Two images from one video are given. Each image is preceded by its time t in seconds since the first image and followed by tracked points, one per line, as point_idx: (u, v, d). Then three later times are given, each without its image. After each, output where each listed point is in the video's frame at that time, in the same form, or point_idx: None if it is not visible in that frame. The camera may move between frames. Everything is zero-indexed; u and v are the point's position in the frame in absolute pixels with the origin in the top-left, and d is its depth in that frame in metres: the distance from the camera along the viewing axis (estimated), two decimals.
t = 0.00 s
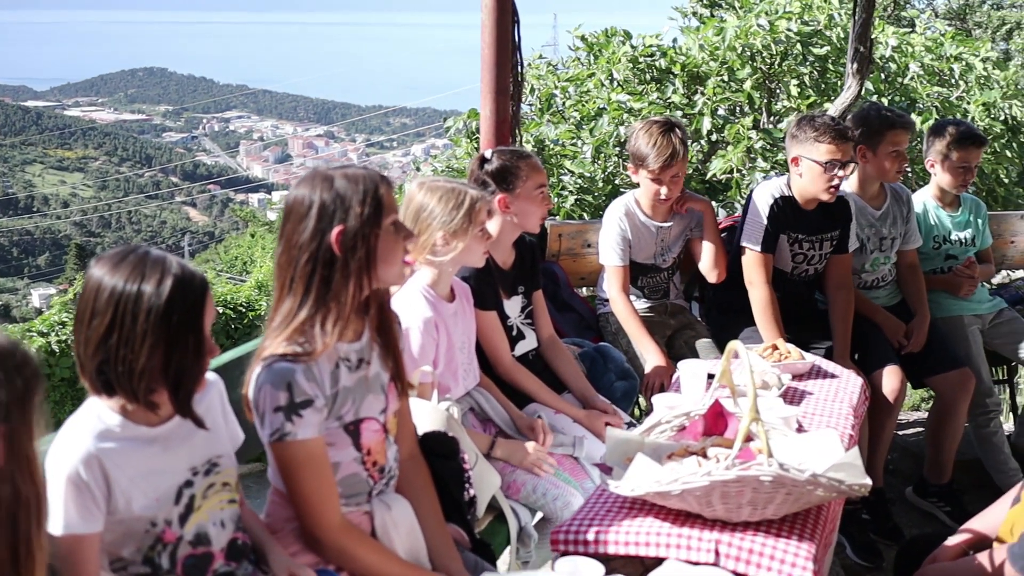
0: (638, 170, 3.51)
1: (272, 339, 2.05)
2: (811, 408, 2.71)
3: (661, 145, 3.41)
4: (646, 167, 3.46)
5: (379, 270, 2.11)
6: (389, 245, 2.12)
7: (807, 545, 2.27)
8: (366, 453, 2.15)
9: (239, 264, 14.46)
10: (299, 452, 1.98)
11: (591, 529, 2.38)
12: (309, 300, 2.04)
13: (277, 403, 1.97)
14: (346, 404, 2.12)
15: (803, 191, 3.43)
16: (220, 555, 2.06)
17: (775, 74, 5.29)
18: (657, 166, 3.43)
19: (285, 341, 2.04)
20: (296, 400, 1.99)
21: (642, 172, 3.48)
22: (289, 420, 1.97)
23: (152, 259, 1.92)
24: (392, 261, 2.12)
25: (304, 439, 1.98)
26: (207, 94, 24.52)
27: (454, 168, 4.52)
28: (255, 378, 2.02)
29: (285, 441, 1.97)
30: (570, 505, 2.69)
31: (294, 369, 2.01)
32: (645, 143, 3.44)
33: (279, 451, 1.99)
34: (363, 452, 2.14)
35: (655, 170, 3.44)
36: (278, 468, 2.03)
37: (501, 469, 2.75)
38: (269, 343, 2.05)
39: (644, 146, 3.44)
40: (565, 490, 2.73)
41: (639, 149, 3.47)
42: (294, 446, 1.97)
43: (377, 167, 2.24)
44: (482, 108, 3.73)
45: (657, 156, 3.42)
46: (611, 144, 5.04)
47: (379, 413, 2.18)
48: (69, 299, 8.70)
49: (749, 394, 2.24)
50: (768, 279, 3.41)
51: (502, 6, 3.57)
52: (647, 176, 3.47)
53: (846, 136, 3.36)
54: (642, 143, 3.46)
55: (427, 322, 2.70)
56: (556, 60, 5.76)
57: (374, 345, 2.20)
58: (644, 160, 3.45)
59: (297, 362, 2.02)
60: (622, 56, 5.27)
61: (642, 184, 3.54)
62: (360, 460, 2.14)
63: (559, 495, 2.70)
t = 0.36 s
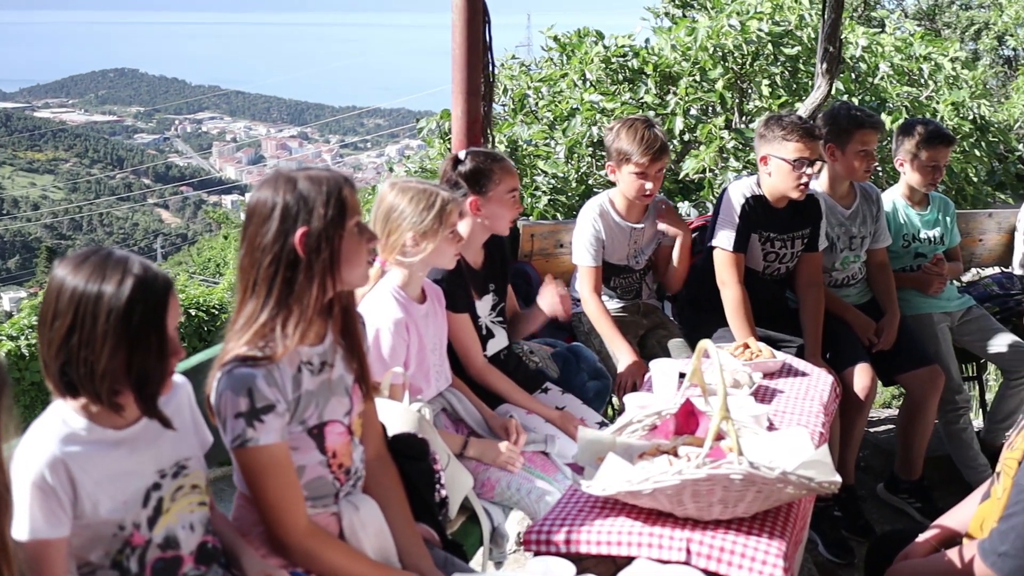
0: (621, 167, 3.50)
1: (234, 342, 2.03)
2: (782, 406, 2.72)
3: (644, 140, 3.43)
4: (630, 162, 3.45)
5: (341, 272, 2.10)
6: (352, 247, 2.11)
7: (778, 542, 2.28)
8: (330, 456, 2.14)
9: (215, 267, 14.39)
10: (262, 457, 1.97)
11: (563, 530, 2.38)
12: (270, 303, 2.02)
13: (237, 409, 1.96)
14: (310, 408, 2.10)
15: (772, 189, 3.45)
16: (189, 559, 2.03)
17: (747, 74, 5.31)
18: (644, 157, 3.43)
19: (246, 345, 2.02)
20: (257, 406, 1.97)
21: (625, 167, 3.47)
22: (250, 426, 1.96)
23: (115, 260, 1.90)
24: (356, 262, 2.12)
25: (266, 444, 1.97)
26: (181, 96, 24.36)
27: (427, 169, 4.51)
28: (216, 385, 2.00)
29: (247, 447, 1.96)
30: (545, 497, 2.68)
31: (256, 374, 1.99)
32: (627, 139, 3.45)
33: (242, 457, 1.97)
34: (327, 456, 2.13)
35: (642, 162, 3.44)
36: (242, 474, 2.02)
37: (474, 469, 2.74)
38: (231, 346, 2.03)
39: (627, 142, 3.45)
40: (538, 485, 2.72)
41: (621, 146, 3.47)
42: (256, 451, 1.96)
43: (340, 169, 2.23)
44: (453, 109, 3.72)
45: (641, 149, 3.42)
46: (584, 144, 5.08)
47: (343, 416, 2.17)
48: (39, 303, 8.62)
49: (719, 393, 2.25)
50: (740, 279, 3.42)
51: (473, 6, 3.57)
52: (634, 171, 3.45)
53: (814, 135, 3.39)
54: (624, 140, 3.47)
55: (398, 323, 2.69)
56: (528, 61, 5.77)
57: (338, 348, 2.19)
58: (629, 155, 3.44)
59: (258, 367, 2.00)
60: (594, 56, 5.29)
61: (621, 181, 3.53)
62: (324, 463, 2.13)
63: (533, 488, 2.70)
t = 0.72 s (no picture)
0: (605, 162, 3.45)
1: (201, 346, 2.01)
2: (755, 404, 2.72)
3: (630, 136, 3.43)
4: (616, 158, 3.42)
5: (309, 273, 2.09)
6: (320, 247, 2.10)
7: (750, 540, 2.28)
8: (300, 459, 2.12)
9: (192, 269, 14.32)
10: (231, 462, 1.95)
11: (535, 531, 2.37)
12: (238, 307, 2.01)
13: (205, 414, 1.95)
14: (278, 412, 2.09)
15: (741, 190, 3.46)
16: (158, 563, 2.01)
17: (720, 74, 5.34)
18: (632, 152, 3.41)
19: (213, 349, 2.01)
20: (226, 410, 1.96)
21: (610, 162, 3.43)
22: (218, 430, 1.94)
23: (58, 258, 1.85)
24: (324, 262, 2.11)
25: (235, 449, 1.95)
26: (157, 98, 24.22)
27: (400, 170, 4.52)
28: (183, 390, 1.99)
29: (215, 452, 1.94)
30: (516, 505, 2.71)
31: (224, 379, 1.97)
32: (613, 138, 3.44)
33: (211, 462, 1.96)
34: (297, 459, 2.12)
35: (629, 157, 3.41)
36: (210, 479, 2.00)
37: (448, 470, 2.74)
38: (198, 350, 2.02)
39: (613, 140, 3.43)
40: (512, 491, 2.74)
41: (606, 143, 3.45)
42: (225, 456, 1.95)
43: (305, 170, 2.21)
44: (425, 110, 3.72)
45: (627, 147, 3.41)
46: (558, 145, 5.10)
47: (312, 418, 2.16)
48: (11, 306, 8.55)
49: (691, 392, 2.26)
50: (707, 279, 3.43)
51: (444, 5, 3.56)
52: (621, 165, 3.41)
53: (781, 136, 3.41)
54: (608, 139, 3.45)
55: (370, 323, 2.68)
56: (502, 62, 5.78)
57: (306, 350, 2.18)
58: (615, 151, 3.41)
59: (225, 371, 1.99)
60: (568, 57, 5.30)
61: (603, 177, 3.48)
62: (294, 467, 2.12)
63: (506, 495, 2.72)
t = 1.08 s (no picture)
0: (576, 161, 3.46)
1: (167, 350, 1.99)
2: (722, 403, 2.74)
3: (603, 135, 3.43)
4: (586, 157, 3.42)
5: (279, 275, 2.08)
6: (288, 250, 2.09)
7: (717, 538, 2.29)
8: (264, 463, 2.11)
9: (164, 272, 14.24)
10: (197, 464, 1.93)
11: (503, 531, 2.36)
12: (207, 312, 1.99)
13: (171, 417, 1.91)
14: (243, 415, 2.08)
15: (705, 189, 3.47)
16: (122, 569, 1.97)
17: (688, 75, 5.37)
18: (603, 151, 3.41)
19: (180, 354, 1.98)
20: (192, 413, 1.93)
21: (581, 161, 3.43)
22: (185, 433, 1.92)
23: None
24: (293, 265, 2.10)
25: (201, 451, 1.93)
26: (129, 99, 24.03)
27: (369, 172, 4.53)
28: (148, 393, 1.95)
29: (181, 455, 1.92)
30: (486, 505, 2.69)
31: (190, 382, 1.94)
32: (584, 136, 3.44)
33: (176, 465, 1.93)
34: (261, 463, 2.11)
35: (601, 156, 3.41)
36: (175, 482, 1.98)
37: (417, 471, 2.73)
38: (164, 353, 1.99)
39: (584, 139, 3.43)
40: (481, 491, 2.73)
41: (577, 142, 3.45)
42: (191, 459, 1.92)
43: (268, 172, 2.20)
44: (393, 111, 3.71)
45: (597, 146, 3.41)
46: (529, 146, 5.11)
47: (277, 422, 2.14)
48: None
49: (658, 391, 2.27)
50: (674, 280, 3.45)
51: (412, 6, 3.55)
52: (592, 164, 3.41)
53: (744, 136, 3.42)
54: (580, 138, 3.45)
55: (338, 324, 2.67)
56: (472, 62, 5.78)
57: (273, 354, 2.16)
58: (585, 150, 3.42)
59: (191, 374, 1.96)
60: (538, 57, 5.33)
61: (574, 177, 3.49)
62: (257, 471, 2.11)
63: (475, 494, 2.70)
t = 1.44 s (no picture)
0: (535, 161, 3.46)
1: (120, 352, 1.97)
2: (685, 401, 2.75)
3: (560, 134, 3.43)
4: (544, 156, 3.43)
5: (237, 278, 2.07)
6: (246, 252, 2.09)
7: (679, 535, 2.30)
8: (220, 466, 2.11)
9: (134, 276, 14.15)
10: (152, 467, 1.91)
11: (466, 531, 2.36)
12: (162, 313, 1.97)
13: (125, 419, 1.90)
14: (199, 418, 2.06)
15: (669, 188, 3.49)
16: None
17: (655, 75, 5.41)
18: (558, 150, 3.42)
19: (135, 356, 1.96)
20: (147, 415, 1.92)
21: (539, 161, 3.44)
22: (139, 435, 1.90)
23: None
24: (250, 269, 2.10)
25: (156, 454, 1.91)
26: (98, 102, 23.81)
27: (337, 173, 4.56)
28: (101, 395, 1.93)
29: (136, 458, 1.90)
30: (453, 498, 2.67)
31: (144, 384, 1.93)
32: (542, 135, 3.44)
33: (131, 468, 1.91)
34: (217, 465, 2.10)
35: (556, 155, 3.42)
36: (131, 485, 1.96)
37: (381, 473, 2.72)
38: (118, 354, 1.97)
39: (542, 137, 3.44)
40: (445, 485, 2.71)
41: (536, 141, 3.45)
42: (146, 462, 1.90)
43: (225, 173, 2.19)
44: (356, 111, 3.69)
45: (554, 145, 3.42)
46: (496, 147, 5.19)
47: (233, 425, 2.14)
48: None
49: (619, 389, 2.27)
50: (639, 279, 3.46)
51: (375, 6, 3.55)
52: (548, 163, 3.42)
53: (706, 135, 3.44)
54: (538, 137, 3.45)
55: (302, 325, 2.66)
56: (439, 63, 5.79)
57: (229, 357, 2.15)
58: (542, 149, 3.43)
59: (146, 376, 1.94)
60: (505, 58, 5.38)
61: (533, 177, 3.50)
62: (214, 473, 2.10)
63: (442, 489, 2.69)
